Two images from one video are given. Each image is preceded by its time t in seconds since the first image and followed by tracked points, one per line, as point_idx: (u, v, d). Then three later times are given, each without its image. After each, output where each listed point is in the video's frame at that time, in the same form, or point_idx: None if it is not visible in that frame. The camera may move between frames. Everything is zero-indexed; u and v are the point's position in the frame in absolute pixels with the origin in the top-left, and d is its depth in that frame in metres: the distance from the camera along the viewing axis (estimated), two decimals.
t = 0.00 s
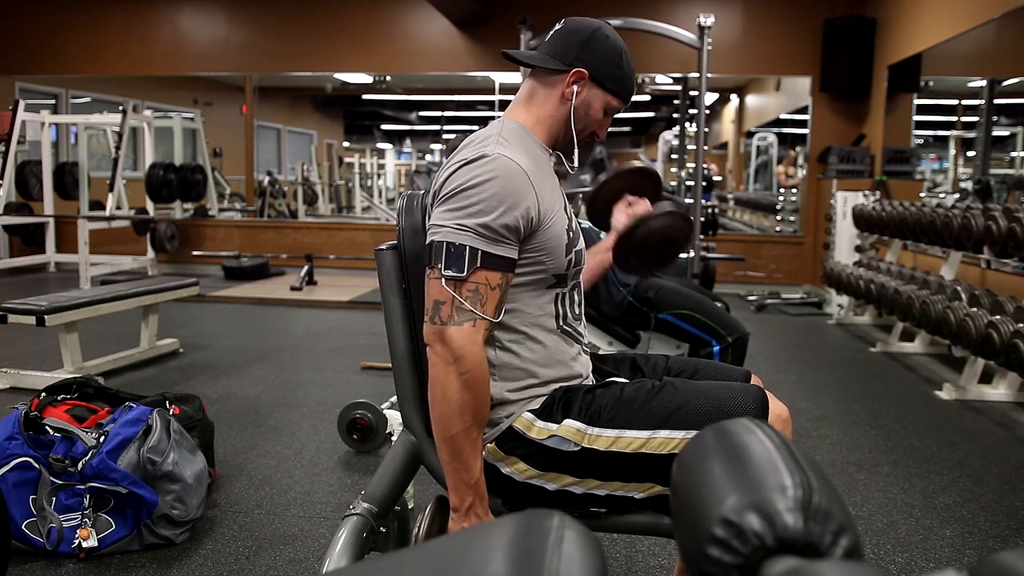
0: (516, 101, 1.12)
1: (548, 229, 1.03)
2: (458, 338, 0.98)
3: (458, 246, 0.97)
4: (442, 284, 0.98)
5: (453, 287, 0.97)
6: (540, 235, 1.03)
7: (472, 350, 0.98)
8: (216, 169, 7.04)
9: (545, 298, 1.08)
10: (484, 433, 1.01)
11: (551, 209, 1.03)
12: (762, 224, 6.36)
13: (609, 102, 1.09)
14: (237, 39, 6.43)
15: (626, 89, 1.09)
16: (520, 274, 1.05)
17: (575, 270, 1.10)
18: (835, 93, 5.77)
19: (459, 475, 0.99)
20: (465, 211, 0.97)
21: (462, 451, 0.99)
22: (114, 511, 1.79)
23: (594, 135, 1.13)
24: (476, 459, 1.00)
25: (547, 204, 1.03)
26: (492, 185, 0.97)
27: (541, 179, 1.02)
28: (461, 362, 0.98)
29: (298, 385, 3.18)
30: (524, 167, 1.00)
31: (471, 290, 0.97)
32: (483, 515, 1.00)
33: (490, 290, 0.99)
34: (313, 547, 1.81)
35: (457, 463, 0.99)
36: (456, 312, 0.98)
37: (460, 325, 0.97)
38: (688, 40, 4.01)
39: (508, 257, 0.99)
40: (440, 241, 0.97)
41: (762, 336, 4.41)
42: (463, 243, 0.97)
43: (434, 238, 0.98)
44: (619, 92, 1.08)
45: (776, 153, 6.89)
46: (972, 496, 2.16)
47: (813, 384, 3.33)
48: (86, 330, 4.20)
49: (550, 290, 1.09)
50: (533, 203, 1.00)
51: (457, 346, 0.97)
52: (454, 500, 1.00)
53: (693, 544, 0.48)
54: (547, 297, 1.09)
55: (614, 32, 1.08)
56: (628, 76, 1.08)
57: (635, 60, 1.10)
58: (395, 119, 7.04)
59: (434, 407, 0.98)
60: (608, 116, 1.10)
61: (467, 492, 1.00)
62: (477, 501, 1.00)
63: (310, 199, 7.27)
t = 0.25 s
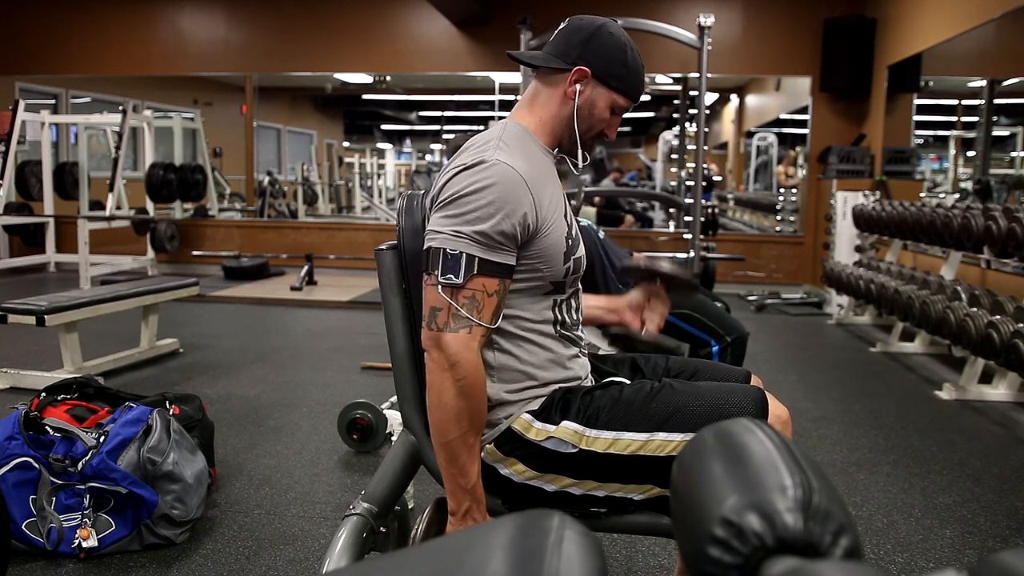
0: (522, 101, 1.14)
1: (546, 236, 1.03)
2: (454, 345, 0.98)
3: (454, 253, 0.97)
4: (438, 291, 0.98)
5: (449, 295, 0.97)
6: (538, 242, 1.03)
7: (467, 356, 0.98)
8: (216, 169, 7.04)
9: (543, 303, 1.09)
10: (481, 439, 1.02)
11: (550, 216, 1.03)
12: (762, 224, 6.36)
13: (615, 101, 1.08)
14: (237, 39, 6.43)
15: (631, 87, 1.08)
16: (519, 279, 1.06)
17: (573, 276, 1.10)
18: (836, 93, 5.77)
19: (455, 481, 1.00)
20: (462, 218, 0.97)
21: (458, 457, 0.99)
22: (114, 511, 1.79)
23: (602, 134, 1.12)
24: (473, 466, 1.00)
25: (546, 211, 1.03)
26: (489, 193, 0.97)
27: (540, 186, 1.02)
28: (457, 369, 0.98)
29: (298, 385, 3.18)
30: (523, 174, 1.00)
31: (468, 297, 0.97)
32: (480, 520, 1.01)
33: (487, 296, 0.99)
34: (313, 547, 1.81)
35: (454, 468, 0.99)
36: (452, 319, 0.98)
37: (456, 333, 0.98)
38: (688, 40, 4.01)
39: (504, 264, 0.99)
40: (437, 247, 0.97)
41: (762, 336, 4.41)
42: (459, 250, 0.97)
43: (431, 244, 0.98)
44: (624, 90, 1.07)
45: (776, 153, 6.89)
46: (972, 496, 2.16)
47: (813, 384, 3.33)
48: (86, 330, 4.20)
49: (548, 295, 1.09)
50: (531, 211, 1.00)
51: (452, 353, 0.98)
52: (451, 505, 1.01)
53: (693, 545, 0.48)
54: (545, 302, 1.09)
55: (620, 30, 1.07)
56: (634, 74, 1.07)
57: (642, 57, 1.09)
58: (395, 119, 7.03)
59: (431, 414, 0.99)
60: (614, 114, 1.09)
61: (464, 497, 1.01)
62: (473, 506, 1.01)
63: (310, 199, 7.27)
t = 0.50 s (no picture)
0: (529, 105, 1.14)
1: (545, 243, 1.03)
2: (450, 349, 0.98)
3: (453, 258, 0.97)
4: (436, 295, 0.98)
5: (446, 299, 0.97)
6: (536, 248, 1.03)
7: (464, 360, 0.98)
8: (216, 169, 7.04)
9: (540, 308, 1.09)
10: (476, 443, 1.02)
11: (549, 223, 1.03)
12: (762, 224, 6.36)
13: (621, 103, 1.07)
14: (237, 39, 6.43)
15: (638, 89, 1.07)
16: (518, 285, 1.06)
17: (572, 283, 1.10)
18: (835, 93, 5.77)
19: (449, 485, 1.00)
20: (462, 223, 0.97)
21: (453, 460, 0.99)
22: (114, 511, 1.79)
23: (610, 137, 1.12)
24: (468, 470, 1.00)
25: (546, 218, 1.03)
26: (489, 198, 0.97)
27: (540, 193, 1.02)
28: (453, 373, 0.98)
29: (298, 385, 3.18)
30: (524, 180, 1.00)
31: (465, 302, 0.97)
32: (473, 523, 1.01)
33: (484, 302, 0.99)
34: (313, 547, 1.81)
35: (448, 472, 0.99)
36: (450, 323, 0.98)
37: (453, 337, 0.98)
38: (688, 40, 4.01)
39: (503, 270, 0.99)
40: (435, 251, 0.97)
41: (762, 336, 4.41)
42: (457, 255, 0.97)
43: (430, 248, 0.98)
44: (631, 93, 1.06)
45: (776, 153, 6.89)
46: (972, 496, 2.16)
47: (813, 384, 3.33)
48: (86, 330, 4.20)
49: (546, 300, 1.09)
50: (530, 218, 1.00)
51: (448, 357, 0.98)
52: (445, 508, 1.01)
53: (693, 544, 0.48)
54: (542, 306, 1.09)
55: (629, 31, 1.07)
56: (641, 77, 1.06)
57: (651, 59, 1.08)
58: (395, 119, 7.03)
59: (427, 417, 0.99)
60: (621, 117, 1.09)
61: (458, 500, 1.01)
62: (467, 509, 1.00)
63: (310, 199, 7.27)
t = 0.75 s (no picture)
0: (534, 107, 1.14)
1: (543, 248, 1.03)
2: (444, 351, 0.98)
3: (450, 260, 0.97)
4: (433, 296, 0.98)
5: (443, 300, 0.97)
6: (534, 253, 1.02)
7: (458, 363, 0.98)
8: (216, 169, 7.04)
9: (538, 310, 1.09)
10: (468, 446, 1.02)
11: (546, 228, 1.02)
12: (762, 224, 6.36)
13: (625, 107, 1.07)
14: (237, 39, 6.43)
15: (642, 93, 1.06)
16: (516, 288, 1.06)
17: (570, 287, 1.10)
18: (835, 93, 5.77)
19: (439, 487, 1.00)
20: (460, 225, 0.97)
21: (445, 462, 1.00)
22: (114, 511, 1.79)
23: (614, 140, 1.11)
24: (459, 472, 1.01)
25: (545, 223, 1.02)
26: (487, 202, 0.97)
27: (540, 198, 1.02)
28: (446, 375, 0.98)
29: (298, 385, 3.18)
30: (523, 185, 1.00)
31: (461, 305, 0.97)
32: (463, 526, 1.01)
33: (481, 305, 0.99)
34: (313, 547, 1.81)
35: (440, 473, 1.00)
36: (445, 325, 0.98)
37: (448, 339, 0.98)
38: (688, 40, 4.01)
39: (501, 274, 0.99)
40: (433, 253, 0.97)
41: (762, 336, 4.41)
42: (454, 257, 0.97)
43: (428, 249, 0.98)
44: (634, 96, 1.06)
45: (775, 153, 6.88)
46: (972, 496, 2.16)
47: (813, 384, 3.33)
48: (86, 330, 4.20)
49: (542, 304, 1.09)
50: (527, 222, 0.99)
51: (443, 359, 0.98)
52: (435, 509, 1.02)
53: (693, 544, 0.48)
54: (539, 309, 1.10)
55: (634, 34, 1.06)
56: (644, 81, 1.06)
57: (656, 63, 1.08)
58: (395, 119, 7.02)
59: (420, 418, 0.99)
60: (624, 121, 1.09)
61: (448, 503, 1.02)
62: (458, 511, 1.01)
63: (310, 199, 7.27)
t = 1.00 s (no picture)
0: (537, 108, 1.14)
1: (542, 251, 1.03)
2: (443, 353, 0.98)
3: (451, 261, 0.97)
4: (434, 298, 0.98)
5: (444, 302, 0.97)
6: (533, 255, 1.03)
7: (456, 366, 0.98)
8: (216, 169, 7.04)
9: (535, 311, 1.10)
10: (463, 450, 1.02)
11: (546, 230, 1.03)
12: (762, 224, 6.36)
13: (626, 109, 1.07)
14: (237, 39, 6.43)
15: (643, 96, 1.06)
16: (515, 290, 1.06)
17: (568, 290, 1.10)
18: (835, 93, 5.77)
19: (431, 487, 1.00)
20: (461, 227, 0.97)
21: (440, 463, 1.00)
22: (114, 511, 1.79)
23: (615, 143, 1.11)
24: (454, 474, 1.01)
25: (546, 226, 1.03)
26: (489, 204, 0.97)
27: (540, 200, 1.02)
28: (445, 377, 0.98)
29: (298, 385, 3.18)
30: (524, 187, 1.00)
31: (462, 307, 0.97)
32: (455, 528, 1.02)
33: (481, 307, 0.99)
34: (313, 547, 1.81)
35: (434, 475, 1.00)
36: (446, 326, 0.98)
37: (448, 341, 0.98)
38: (688, 40, 4.01)
39: (500, 276, 0.99)
40: (433, 253, 0.97)
41: (762, 336, 4.41)
42: (455, 259, 0.97)
43: (428, 250, 0.98)
44: (636, 98, 1.06)
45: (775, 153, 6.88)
46: (972, 496, 2.16)
47: (813, 384, 3.33)
48: (86, 330, 4.20)
49: (540, 306, 1.10)
50: (528, 226, 1.00)
51: (442, 361, 0.98)
52: (428, 510, 1.02)
53: (693, 545, 0.48)
54: (536, 310, 1.10)
55: (637, 37, 1.06)
56: (646, 83, 1.06)
57: (659, 65, 1.07)
58: (395, 119, 7.00)
59: (417, 419, 0.99)
60: (625, 123, 1.08)
61: (442, 503, 1.02)
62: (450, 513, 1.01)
63: (310, 199, 7.27)
